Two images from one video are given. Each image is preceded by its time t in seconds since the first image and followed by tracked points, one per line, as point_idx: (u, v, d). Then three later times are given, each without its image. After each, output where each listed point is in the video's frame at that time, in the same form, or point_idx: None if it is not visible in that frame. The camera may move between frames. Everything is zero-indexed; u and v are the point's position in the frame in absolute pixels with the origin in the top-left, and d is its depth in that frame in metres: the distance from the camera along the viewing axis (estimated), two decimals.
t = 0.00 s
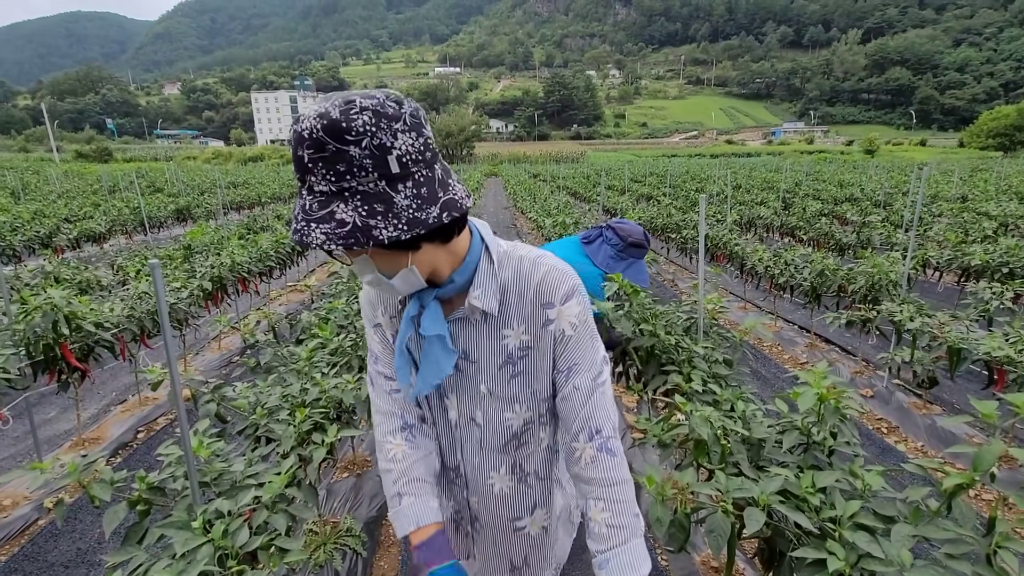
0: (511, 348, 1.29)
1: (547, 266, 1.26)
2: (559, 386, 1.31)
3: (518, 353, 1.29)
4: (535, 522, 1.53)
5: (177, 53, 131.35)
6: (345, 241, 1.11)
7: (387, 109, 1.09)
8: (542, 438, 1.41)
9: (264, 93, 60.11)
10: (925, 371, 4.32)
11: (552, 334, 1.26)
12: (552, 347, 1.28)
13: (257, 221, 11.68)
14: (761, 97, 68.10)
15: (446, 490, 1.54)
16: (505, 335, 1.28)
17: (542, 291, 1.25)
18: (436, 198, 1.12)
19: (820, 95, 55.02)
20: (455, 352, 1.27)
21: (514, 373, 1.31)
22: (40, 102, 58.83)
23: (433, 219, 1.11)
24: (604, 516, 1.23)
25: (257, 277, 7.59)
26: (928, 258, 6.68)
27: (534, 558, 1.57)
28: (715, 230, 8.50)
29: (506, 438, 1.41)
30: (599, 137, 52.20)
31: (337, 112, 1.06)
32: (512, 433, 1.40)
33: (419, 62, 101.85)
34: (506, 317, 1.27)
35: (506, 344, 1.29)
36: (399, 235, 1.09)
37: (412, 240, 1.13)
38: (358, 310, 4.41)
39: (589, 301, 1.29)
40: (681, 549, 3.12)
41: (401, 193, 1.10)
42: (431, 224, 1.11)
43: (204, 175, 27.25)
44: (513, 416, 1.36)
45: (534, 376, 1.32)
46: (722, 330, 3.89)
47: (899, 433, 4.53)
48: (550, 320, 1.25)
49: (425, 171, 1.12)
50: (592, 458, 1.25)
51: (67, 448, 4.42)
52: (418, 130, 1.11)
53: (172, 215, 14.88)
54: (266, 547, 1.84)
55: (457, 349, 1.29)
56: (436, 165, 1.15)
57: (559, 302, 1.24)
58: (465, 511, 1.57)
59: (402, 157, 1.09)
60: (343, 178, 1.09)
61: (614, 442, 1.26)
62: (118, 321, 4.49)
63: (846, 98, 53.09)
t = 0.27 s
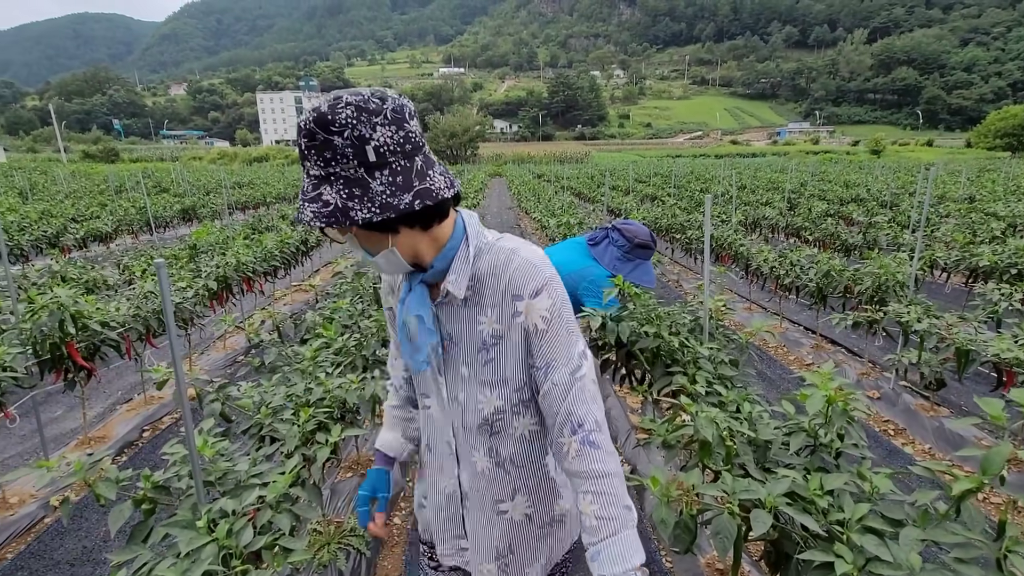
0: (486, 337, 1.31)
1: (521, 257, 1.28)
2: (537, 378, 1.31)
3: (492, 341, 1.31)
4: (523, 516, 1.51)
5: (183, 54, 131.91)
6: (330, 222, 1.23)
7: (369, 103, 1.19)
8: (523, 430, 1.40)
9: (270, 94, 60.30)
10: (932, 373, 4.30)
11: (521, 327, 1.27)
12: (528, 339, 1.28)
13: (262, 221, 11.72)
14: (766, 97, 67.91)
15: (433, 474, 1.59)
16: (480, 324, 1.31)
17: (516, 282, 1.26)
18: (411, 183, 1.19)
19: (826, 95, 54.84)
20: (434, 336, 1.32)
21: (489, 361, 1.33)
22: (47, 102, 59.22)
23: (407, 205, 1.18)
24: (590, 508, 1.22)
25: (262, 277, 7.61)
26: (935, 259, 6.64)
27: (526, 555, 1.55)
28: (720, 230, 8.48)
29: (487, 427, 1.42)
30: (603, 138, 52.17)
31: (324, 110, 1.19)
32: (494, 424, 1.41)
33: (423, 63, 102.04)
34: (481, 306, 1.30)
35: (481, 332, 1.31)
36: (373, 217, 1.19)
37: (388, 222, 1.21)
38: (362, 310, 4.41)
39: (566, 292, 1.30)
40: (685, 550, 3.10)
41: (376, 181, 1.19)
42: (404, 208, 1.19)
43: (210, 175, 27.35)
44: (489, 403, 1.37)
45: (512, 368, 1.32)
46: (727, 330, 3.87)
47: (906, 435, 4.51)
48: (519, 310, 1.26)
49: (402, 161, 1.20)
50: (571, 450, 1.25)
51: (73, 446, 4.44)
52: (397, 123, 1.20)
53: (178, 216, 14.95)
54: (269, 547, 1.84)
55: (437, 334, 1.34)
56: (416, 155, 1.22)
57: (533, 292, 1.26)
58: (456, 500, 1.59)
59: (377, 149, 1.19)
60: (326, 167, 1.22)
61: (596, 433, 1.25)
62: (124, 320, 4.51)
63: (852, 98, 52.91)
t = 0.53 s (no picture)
0: (455, 325, 1.54)
1: (479, 256, 1.50)
2: (501, 364, 1.51)
3: (461, 329, 1.54)
4: (501, 492, 1.73)
5: (191, 54, 132.78)
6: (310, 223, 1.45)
7: (341, 122, 1.40)
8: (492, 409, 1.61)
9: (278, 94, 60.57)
10: (944, 374, 4.26)
11: (481, 315, 1.49)
12: (489, 328, 1.50)
13: (269, 221, 11.77)
14: (774, 97, 67.58)
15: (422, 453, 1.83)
16: (449, 315, 1.54)
17: (475, 278, 1.48)
18: (378, 189, 1.40)
19: (835, 95, 54.52)
20: (409, 328, 1.55)
21: (461, 346, 1.55)
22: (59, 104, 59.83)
23: (376, 209, 1.39)
24: (538, 465, 1.40)
25: (270, 277, 7.64)
26: (947, 260, 6.56)
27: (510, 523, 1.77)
28: (727, 231, 8.43)
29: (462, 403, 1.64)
30: (610, 138, 52.08)
31: (304, 129, 1.41)
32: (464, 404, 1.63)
33: (430, 63, 102.24)
34: (448, 299, 1.53)
35: (450, 322, 1.54)
36: (345, 219, 1.40)
37: (360, 225, 1.43)
38: (369, 310, 4.42)
39: (521, 285, 1.50)
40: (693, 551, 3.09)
41: (348, 188, 1.40)
42: (374, 211, 1.40)
43: (218, 175, 27.49)
44: (461, 383, 1.60)
45: (478, 351, 1.54)
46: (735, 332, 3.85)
47: (917, 437, 4.47)
48: (478, 302, 1.49)
49: (373, 171, 1.40)
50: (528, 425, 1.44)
51: (84, 443, 4.48)
52: (368, 138, 1.41)
53: (187, 215, 15.04)
54: (278, 546, 1.85)
55: (413, 326, 1.58)
56: (384, 166, 1.42)
57: (490, 287, 1.47)
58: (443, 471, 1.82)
59: (349, 160, 1.39)
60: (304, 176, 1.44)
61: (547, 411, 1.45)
62: (134, 318, 4.56)
63: (861, 97, 52.57)
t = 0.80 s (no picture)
0: (419, 324, 1.76)
1: (435, 267, 1.71)
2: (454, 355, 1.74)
3: (423, 328, 1.76)
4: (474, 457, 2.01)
5: (216, 58, 135.14)
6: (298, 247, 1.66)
7: (324, 160, 1.65)
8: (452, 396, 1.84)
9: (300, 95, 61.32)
10: (979, 380, 4.13)
11: (436, 315, 1.72)
12: (444, 326, 1.73)
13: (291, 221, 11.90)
14: (797, 94, 66.51)
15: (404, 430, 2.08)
16: (413, 316, 1.76)
17: (431, 283, 1.71)
18: (358, 213, 1.65)
19: (861, 92, 53.46)
20: (390, 332, 1.81)
21: (424, 342, 1.78)
22: (90, 107, 61.41)
23: (357, 228, 1.64)
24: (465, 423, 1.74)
25: (291, 276, 7.73)
26: (981, 261, 6.37)
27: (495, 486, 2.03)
28: (751, 230, 8.29)
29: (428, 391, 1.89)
30: (629, 137, 51.71)
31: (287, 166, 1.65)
32: (430, 396, 1.87)
33: (449, 64, 102.72)
34: (411, 303, 1.75)
35: (415, 322, 1.76)
36: (333, 237, 1.63)
37: (344, 244, 1.67)
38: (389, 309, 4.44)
39: (469, 289, 1.71)
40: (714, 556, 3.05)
41: (332, 213, 1.63)
42: (358, 231, 1.65)
43: (242, 176, 27.92)
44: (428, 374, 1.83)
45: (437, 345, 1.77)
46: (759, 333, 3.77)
47: (950, 444, 4.36)
48: (433, 304, 1.71)
49: (352, 199, 1.65)
50: (460, 403, 1.76)
51: (112, 437, 4.58)
52: (343, 170, 1.67)
53: (211, 215, 15.29)
54: (298, 542, 1.87)
55: (391, 327, 1.81)
56: (361, 193, 1.67)
57: (440, 292, 1.70)
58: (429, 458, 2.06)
59: (332, 190, 1.63)
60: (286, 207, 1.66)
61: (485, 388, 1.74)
62: (161, 315, 4.65)
63: (888, 94, 51.46)
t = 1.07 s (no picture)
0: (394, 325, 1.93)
1: (402, 277, 1.84)
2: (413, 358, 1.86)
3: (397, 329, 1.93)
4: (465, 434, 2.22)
5: (234, 59, 136.64)
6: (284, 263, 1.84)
7: (316, 181, 1.83)
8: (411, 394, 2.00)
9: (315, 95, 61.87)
10: (1011, 386, 4.03)
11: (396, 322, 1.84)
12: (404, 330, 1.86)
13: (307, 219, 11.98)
14: (816, 93, 65.66)
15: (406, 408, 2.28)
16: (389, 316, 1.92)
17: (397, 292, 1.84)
18: (351, 226, 1.84)
19: (881, 90, 52.65)
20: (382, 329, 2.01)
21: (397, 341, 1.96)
22: (111, 108, 62.42)
23: (349, 239, 1.83)
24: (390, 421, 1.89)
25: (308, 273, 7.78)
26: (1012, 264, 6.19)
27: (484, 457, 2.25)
28: (769, 230, 8.20)
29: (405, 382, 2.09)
30: (643, 137, 51.46)
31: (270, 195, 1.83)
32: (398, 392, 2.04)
33: (464, 64, 102.99)
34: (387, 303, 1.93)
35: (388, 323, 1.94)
36: (330, 250, 1.81)
37: (341, 254, 1.86)
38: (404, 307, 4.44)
39: (425, 302, 1.82)
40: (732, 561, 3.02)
41: (327, 228, 1.81)
42: (353, 239, 1.83)
43: (258, 175, 28.21)
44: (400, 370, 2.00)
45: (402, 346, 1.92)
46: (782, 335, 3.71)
47: (979, 452, 4.27)
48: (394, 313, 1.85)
49: (343, 215, 1.83)
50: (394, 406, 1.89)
51: (133, 432, 4.66)
52: (333, 189, 1.83)
53: (230, 213, 15.46)
54: (320, 540, 1.87)
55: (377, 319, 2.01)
56: (350, 209, 1.86)
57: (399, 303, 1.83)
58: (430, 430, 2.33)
59: (325, 208, 1.80)
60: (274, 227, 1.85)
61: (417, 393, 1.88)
62: (180, 311, 4.71)
63: (909, 93, 50.63)
